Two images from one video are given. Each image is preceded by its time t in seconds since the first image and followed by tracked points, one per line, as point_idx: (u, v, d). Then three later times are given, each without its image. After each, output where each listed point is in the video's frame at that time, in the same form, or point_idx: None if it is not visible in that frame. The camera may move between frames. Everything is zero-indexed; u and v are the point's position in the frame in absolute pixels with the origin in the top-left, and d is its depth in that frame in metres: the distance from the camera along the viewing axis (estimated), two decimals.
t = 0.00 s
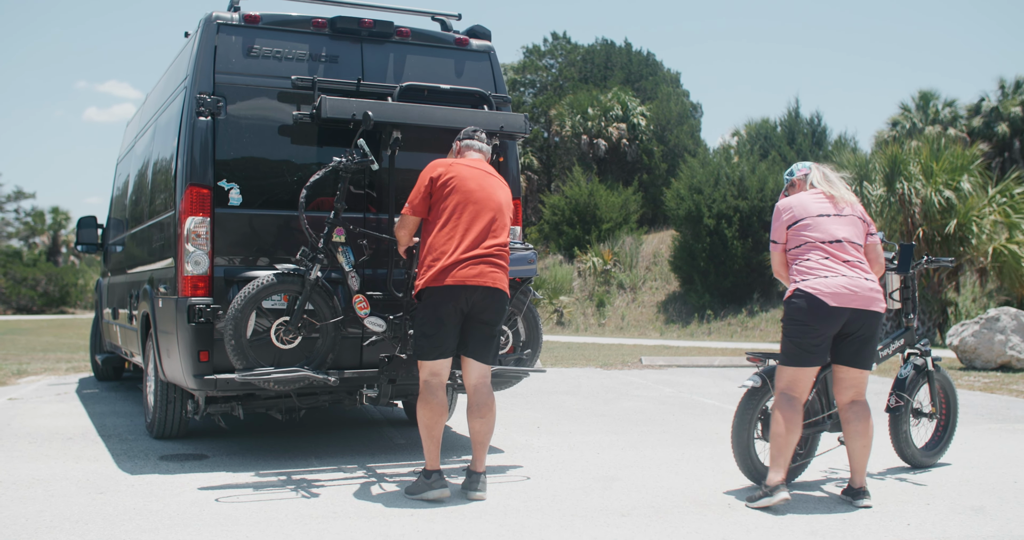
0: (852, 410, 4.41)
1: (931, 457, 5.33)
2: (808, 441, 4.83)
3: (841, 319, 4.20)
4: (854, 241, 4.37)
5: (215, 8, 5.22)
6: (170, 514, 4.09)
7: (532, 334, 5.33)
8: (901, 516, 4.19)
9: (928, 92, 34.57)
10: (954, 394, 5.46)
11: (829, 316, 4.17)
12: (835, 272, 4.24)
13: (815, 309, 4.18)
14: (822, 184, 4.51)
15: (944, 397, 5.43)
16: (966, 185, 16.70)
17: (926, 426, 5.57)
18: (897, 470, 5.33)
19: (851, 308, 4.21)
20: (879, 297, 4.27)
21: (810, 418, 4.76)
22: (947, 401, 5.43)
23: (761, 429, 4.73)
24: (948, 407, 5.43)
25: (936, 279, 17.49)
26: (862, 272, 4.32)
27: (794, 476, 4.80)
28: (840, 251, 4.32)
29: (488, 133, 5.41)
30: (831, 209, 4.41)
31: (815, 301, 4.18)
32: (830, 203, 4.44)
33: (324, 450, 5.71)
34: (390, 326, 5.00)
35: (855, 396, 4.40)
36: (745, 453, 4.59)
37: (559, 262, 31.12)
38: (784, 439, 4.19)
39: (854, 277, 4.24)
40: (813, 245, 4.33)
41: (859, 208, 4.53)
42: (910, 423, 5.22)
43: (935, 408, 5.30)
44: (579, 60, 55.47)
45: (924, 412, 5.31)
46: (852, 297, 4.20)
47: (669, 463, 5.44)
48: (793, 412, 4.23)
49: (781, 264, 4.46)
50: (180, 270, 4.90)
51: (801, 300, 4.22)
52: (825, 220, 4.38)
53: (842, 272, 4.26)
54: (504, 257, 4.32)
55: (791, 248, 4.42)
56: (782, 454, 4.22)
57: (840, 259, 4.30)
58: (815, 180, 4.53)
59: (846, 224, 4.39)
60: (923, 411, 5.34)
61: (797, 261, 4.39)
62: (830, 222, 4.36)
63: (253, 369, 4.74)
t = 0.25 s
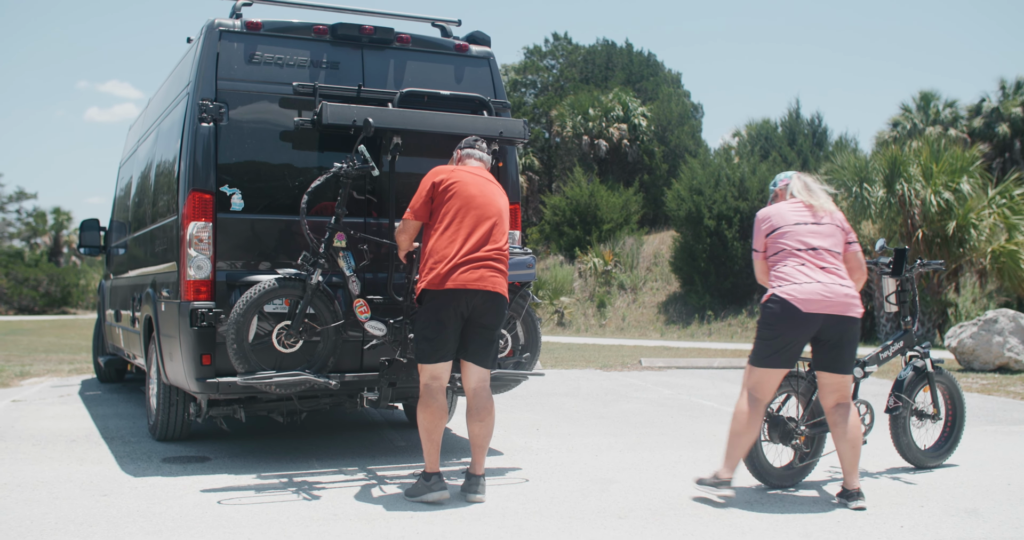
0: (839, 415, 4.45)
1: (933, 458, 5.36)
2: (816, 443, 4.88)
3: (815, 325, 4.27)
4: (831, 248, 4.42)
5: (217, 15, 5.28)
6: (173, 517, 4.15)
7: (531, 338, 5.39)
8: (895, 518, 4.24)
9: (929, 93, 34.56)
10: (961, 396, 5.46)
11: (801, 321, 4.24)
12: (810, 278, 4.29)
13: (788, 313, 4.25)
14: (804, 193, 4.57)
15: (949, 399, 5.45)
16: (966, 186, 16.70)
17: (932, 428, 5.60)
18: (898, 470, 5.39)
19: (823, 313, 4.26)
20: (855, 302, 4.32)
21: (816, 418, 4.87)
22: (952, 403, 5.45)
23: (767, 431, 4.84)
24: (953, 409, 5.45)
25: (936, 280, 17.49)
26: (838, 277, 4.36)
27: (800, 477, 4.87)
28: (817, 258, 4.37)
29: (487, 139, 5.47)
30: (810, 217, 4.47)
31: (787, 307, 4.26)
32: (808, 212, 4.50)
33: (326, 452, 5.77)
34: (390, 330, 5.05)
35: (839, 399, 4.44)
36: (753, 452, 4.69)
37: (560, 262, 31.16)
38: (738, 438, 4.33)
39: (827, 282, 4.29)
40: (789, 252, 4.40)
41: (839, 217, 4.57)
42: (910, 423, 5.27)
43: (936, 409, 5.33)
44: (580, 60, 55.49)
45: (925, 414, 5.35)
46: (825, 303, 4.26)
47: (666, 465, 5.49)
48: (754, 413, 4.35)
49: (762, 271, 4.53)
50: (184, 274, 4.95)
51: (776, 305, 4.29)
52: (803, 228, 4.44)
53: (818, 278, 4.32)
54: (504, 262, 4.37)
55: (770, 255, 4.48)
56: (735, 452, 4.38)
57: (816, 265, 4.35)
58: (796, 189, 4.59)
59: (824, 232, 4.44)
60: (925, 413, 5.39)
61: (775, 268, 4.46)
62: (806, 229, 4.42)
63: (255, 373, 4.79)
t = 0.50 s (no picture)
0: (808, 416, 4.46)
1: (932, 460, 5.40)
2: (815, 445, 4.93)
3: (757, 333, 4.36)
4: (777, 257, 4.47)
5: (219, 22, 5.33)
6: (176, 519, 4.20)
7: (530, 342, 5.45)
8: (888, 519, 4.29)
9: (928, 93, 34.54)
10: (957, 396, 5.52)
11: (741, 329, 4.35)
12: (751, 287, 4.38)
13: (729, 323, 4.38)
14: (756, 203, 4.64)
15: (947, 402, 5.50)
16: (963, 187, 16.70)
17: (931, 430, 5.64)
18: (897, 471, 5.42)
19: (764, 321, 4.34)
20: (798, 310, 4.37)
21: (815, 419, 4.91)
22: (949, 404, 5.50)
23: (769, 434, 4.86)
24: (949, 409, 5.50)
25: (933, 281, 17.50)
26: (784, 286, 4.41)
27: (801, 478, 4.91)
28: (763, 267, 4.45)
29: (486, 143, 5.53)
30: (759, 228, 4.54)
31: (729, 316, 4.38)
32: (758, 222, 4.58)
33: (326, 454, 5.83)
34: (390, 333, 5.11)
35: (807, 402, 4.45)
36: (756, 453, 4.71)
37: (559, 262, 31.21)
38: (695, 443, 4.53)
39: (768, 291, 4.36)
40: (735, 262, 4.50)
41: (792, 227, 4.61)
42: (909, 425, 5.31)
43: (934, 411, 5.37)
44: (579, 61, 55.51)
45: (924, 416, 5.39)
46: (765, 312, 4.34)
47: (663, 466, 5.55)
48: (711, 420, 4.52)
49: (713, 280, 4.64)
50: (185, 278, 5.00)
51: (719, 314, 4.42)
52: (751, 238, 4.51)
53: (761, 287, 4.39)
54: (503, 267, 4.42)
55: (720, 265, 4.60)
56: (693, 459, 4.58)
57: (760, 274, 4.43)
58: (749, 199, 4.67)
59: (772, 242, 4.51)
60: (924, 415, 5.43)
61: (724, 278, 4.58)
62: (752, 239, 4.50)
63: (256, 376, 4.85)
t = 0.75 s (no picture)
0: (739, 410, 4.46)
1: (927, 458, 5.45)
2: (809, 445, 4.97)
3: (710, 322, 4.43)
4: (734, 253, 4.58)
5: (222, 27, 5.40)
6: (180, 518, 4.26)
7: (528, 343, 5.51)
8: (882, 518, 4.36)
9: (927, 93, 34.56)
10: (948, 397, 5.59)
11: (695, 318, 4.43)
12: (705, 279, 4.49)
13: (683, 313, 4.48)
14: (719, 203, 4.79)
15: (937, 400, 5.57)
16: (962, 188, 16.75)
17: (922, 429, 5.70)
18: (893, 471, 5.46)
19: (716, 310, 4.42)
20: (751, 302, 4.43)
21: (809, 419, 4.94)
22: (941, 404, 5.57)
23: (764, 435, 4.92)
24: (941, 409, 5.57)
25: (932, 281, 17.52)
26: (739, 280, 4.50)
27: (798, 477, 4.97)
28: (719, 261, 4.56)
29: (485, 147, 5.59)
30: (720, 225, 4.67)
31: (683, 306, 4.49)
32: (719, 220, 4.71)
33: (328, 454, 5.89)
34: (390, 335, 5.18)
35: (742, 392, 4.46)
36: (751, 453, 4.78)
37: (559, 262, 31.27)
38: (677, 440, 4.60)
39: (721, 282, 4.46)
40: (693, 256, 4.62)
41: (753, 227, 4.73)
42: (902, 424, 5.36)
43: (926, 410, 5.44)
44: (579, 61, 55.56)
45: (916, 415, 5.45)
46: (717, 303, 4.42)
47: (660, 466, 5.61)
48: (690, 415, 4.59)
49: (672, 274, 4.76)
50: (189, 280, 5.06)
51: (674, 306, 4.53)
52: (711, 234, 4.64)
53: (715, 279, 4.50)
54: (501, 269, 4.48)
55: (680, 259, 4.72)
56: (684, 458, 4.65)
57: (716, 268, 4.54)
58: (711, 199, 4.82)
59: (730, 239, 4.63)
60: (915, 414, 5.49)
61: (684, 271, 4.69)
62: (711, 235, 4.63)
63: (259, 377, 4.92)
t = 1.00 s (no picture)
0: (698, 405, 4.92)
1: (918, 460, 5.53)
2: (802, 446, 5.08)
3: (691, 327, 4.62)
4: (712, 264, 4.82)
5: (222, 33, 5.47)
6: (182, 519, 4.33)
7: (525, 346, 5.60)
8: (873, 518, 4.43)
9: (924, 94, 34.64)
10: (937, 399, 5.69)
11: (677, 322, 4.61)
12: (686, 285, 4.69)
13: (664, 316, 4.65)
14: (696, 215, 5.04)
15: (926, 402, 5.66)
16: (958, 189, 16.84)
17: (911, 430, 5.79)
18: (885, 473, 5.54)
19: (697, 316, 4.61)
20: (730, 311, 4.66)
21: (802, 420, 5.06)
22: (930, 405, 5.66)
23: (757, 437, 5.01)
24: (931, 411, 5.66)
25: (928, 282, 17.57)
26: (716, 287, 4.72)
27: (790, 478, 5.05)
28: (699, 270, 4.79)
29: (483, 152, 5.67)
30: (698, 237, 4.91)
31: (666, 309, 4.66)
32: (696, 231, 4.95)
33: (327, 456, 5.96)
34: (389, 338, 5.25)
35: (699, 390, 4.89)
36: (745, 455, 4.85)
37: (557, 262, 31.34)
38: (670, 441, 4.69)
39: (702, 290, 4.67)
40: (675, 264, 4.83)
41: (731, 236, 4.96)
42: (896, 426, 5.44)
43: (918, 412, 5.52)
44: (577, 61, 55.64)
45: (907, 417, 5.54)
46: (699, 308, 4.61)
47: (655, 467, 5.68)
48: (678, 416, 4.69)
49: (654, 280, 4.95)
50: (189, 284, 5.12)
51: (656, 308, 4.71)
52: (690, 245, 4.88)
53: (694, 285, 4.71)
54: (497, 273, 4.55)
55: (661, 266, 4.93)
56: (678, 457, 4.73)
57: (696, 276, 4.76)
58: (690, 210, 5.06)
59: (708, 249, 4.86)
60: (906, 416, 5.57)
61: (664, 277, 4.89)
62: (690, 245, 4.87)
63: (259, 380, 4.98)
